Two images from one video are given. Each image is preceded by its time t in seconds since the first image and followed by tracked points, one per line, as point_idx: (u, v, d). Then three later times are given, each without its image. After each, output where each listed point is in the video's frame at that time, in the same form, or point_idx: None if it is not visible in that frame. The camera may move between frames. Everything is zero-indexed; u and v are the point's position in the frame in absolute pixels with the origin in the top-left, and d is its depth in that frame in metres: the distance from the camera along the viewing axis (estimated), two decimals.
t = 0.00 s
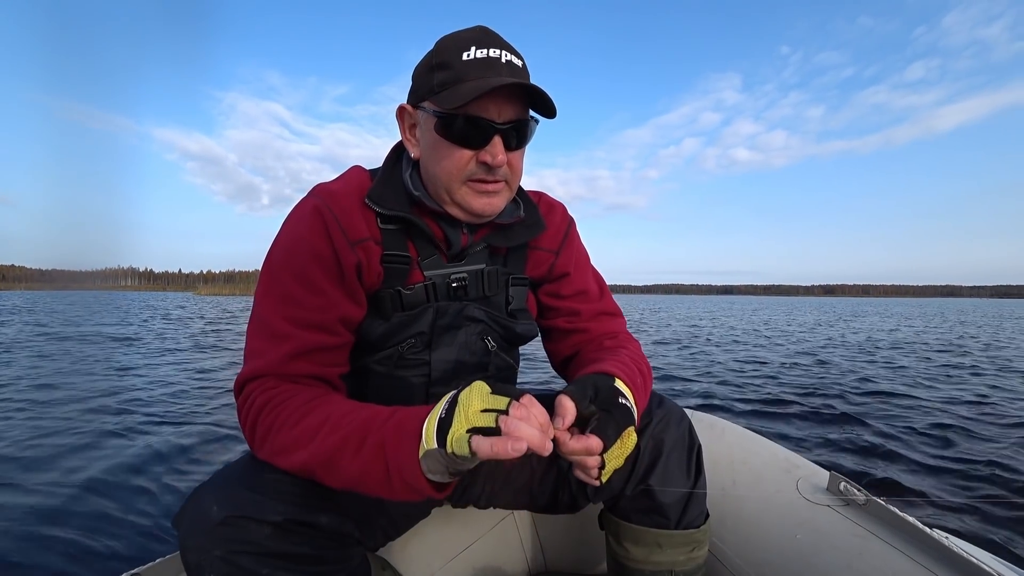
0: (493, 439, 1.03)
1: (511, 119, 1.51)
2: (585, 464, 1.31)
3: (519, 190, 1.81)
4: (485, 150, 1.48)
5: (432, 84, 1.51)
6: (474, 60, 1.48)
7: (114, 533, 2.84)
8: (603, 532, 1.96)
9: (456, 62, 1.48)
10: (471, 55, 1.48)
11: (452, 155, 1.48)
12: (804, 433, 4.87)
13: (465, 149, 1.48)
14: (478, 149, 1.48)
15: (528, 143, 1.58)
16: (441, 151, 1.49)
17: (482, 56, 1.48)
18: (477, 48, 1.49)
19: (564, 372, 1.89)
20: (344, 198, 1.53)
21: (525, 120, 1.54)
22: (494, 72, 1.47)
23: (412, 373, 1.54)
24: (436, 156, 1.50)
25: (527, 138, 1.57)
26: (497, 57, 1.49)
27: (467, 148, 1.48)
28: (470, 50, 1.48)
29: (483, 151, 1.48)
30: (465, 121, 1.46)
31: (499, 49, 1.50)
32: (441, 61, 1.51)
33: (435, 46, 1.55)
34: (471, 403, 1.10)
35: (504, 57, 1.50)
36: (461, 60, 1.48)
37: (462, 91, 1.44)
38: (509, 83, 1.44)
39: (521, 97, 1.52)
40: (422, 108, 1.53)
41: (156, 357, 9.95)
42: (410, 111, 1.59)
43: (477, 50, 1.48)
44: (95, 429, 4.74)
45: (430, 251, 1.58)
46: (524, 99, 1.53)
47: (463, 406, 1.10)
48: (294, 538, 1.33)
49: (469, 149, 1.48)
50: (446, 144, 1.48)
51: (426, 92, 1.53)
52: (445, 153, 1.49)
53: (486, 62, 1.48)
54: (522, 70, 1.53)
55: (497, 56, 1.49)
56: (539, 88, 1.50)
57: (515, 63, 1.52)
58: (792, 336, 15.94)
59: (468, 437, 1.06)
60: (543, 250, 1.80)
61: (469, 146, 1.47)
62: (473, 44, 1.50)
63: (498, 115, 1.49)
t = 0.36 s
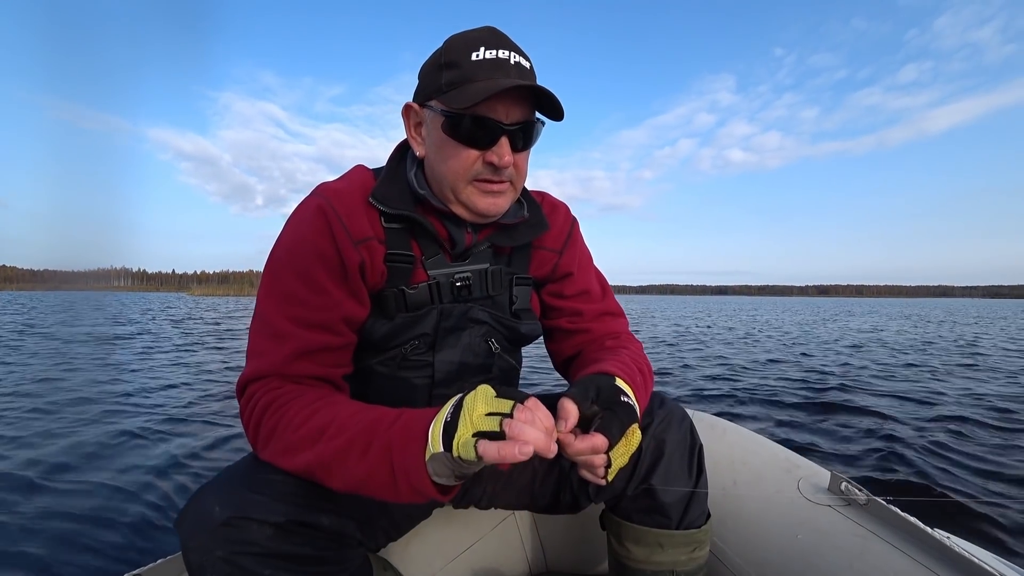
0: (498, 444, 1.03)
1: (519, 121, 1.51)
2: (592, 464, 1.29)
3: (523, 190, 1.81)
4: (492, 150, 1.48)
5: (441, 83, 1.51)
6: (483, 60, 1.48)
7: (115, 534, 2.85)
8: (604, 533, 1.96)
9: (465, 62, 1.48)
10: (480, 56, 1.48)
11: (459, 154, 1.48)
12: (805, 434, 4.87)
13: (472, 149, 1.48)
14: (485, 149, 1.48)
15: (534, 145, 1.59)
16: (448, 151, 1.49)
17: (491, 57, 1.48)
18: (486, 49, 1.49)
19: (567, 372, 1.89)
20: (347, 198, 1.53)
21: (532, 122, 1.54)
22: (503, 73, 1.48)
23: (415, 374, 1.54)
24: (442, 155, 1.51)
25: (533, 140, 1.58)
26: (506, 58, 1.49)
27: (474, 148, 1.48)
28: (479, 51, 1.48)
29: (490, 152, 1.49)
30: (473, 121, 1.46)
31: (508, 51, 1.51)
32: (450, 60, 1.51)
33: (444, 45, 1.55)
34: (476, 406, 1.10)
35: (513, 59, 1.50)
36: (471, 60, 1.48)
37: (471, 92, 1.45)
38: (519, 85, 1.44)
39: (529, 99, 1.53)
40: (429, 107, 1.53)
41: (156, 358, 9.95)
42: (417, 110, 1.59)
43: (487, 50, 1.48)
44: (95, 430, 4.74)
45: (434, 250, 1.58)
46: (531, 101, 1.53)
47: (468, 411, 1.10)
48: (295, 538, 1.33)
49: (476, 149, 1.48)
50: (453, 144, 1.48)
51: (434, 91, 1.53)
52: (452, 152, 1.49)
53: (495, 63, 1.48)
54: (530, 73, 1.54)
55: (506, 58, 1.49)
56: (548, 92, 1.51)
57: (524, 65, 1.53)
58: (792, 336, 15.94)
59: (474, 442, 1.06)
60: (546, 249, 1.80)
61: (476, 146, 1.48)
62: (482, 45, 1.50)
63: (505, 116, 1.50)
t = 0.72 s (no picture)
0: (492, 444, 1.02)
1: (517, 119, 1.52)
2: (593, 465, 1.29)
3: (521, 188, 1.81)
4: (490, 147, 1.48)
5: (440, 79, 1.51)
6: (483, 58, 1.48)
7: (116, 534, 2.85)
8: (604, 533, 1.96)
9: (465, 59, 1.48)
10: (480, 53, 1.48)
11: (456, 150, 1.48)
12: (804, 433, 4.87)
13: (469, 146, 1.48)
14: (483, 146, 1.48)
15: (532, 144, 1.59)
16: (445, 147, 1.49)
17: (491, 55, 1.48)
18: (486, 47, 1.49)
19: (566, 372, 1.89)
20: (344, 196, 1.53)
21: (531, 120, 1.55)
22: (503, 70, 1.48)
23: (413, 374, 1.54)
24: (440, 151, 1.50)
25: (531, 138, 1.58)
26: (506, 57, 1.49)
27: (471, 145, 1.48)
28: (479, 48, 1.48)
29: (488, 148, 1.49)
30: (471, 118, 1.46)
31: (508, 49, 1.51)
32: (450, 57, 1.50)
33: (444, 42, 1.55)
34: (472, 406, 1.10)
35: (513, 58, 1.50)
36: (470, 58, 1.48)
37: (470, 89, 1.45)
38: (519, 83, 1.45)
39: (528, 98, 1.53)
40: (428, 103, 1.53)
41: (157, 357, 9.95)
42: (416, 106, 1.59)
43: (487, 48, 1.48)
44: (96, 429, 4.74)
45: (431, 248, 1.58)
46: (530, 99, 1.54)
47: (464, 411, 1.10)
48: (294, 538, 1.33)
49: (473, 146, 1.48)
50: (451, 140, 1.48)
51: (433, 87, 1.53)
52: (449, 148, 1.49)
53: (495, 61, 1.48)
54: (529, 72, 1.54)
55: (506, 56, 1.49)
56: (548, 90, 1.51)
57: (523, 64, 1.53)
58: (793, 336, 15.93)
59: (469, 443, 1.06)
60: (545, 248, 1.80)
61: (473, 143, 1.48)
62: (483, 43, 1.50)
63: (504, 114, 1.50)
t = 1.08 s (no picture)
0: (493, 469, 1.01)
1: (517, 119, 1.52)
2: (616, 446, 1.26)
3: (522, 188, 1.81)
4: (490, 148, 1.48)
5: (440, 80, 1.51)
6: (482, 59, 1.48)
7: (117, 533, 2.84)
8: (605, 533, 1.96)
9: (466, 60, 1.48)
10: (480, 54, 1.48)
11: (457, 150, 1.48)
12: (803, 433, 4.87)
13: (470, 146, 1.48)
14: (483, 146, 1.48)
15: (532, 144, 1.59)
16: (446, 148, 1.49)
17: (491, 55, 1.48)
18: (486, 48, 1.49)
19: (566, 374, 1.89)
20: (344, 197, 1.53)
21: (531, 121, 1.55)
22: (503, 71, 1.48)
23: (414, 375, 1.54)
24: (441, 152, 1.50)
25: (531, 139, 1.58)
26: (505, 58, 1.49)
27: (472, 145, 1.48)
28: (479, 49, 1.48)
29: (488, 148, 1.48)
30: (472, 118, 1.46)
31: (508, 50, 1.51)
32: (450, 58, 1.50)
33: (444, 42, 1.55)
34: (472, 420, 1.10)
35: (513, 58, 1.50)
36: (471, 58, 1.48)
37: (470, 89, 1.45)
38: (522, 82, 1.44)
39: (528, 98, 1.53)
40: (429, 103, 1.53)
41: (157, 356, 9.95)
42: (416, 106, 1.59)
43: (486, 49, 1.48)
44: (96, 429, 4.73)
45: (431, 248, 1.58)
46: (530, 99, 1.54)
47: (464, 426, 1.09)
48: (294, 539, 1.33)
49: (474, 147, 1.48)
50: (451, 140, 1.48)
51: (433, 88, 1.53)
52: (450, 148, 1.49)
53: (495, 62, 1.48)
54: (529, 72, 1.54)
55: (506, 57, 1.49)
56: (548, 91, 1.50)
57: (523, 64, 1.53)
58: (793, 337, 15.93)
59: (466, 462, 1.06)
60: (546, 248, 1.80)
61: (474, 143, 1.48)
62: (482, 44, 1.50)
63: (504, 114, 1.50)
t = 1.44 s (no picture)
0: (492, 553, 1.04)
1: (528, 100, 1.58)
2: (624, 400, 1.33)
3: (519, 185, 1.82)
4: (514, 127, 1.52)
5: (450, 71, 1.51)
6: (488, 48, 1.52)
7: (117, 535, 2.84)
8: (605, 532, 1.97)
9: (473, 51, 1.51)
10: (484, 44, 1.52)
11: (485, 133, 1.49)
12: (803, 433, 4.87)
13: (496, 127, 1.50)
14: (506, 126, 1.50)
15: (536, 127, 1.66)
16: (469, 132, 1.49)
17: (495, 45, 1.52)
18: (487, 38, 1.53)
19: (564, 374, 1.88)
20: (341, 196, 1.53)
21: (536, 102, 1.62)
22: (511, 58, 1.53)
23: (412, 375, 1.53)
24: (467, 137, 1.50)
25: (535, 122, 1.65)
26: (507, 47, 1.55)
27: (498, 126, 1.50)
28: (482, 40, 1.52)
29: (513, 128, 1.52)
30: (494, 100, 1.48)
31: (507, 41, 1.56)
32: (453, 49, 1.51)
33: (439, 38, 1.55)
34: (472, 492, 1.07)
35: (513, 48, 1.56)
36: (477, 49, 1.51)
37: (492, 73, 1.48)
38: (535, 65, 1.50)
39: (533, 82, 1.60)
40: (442, 95, 1.52)
41: (156, 357, 9.94)
42: (418, 104, 1.55)
43: (488, 39, 1.53)
44: (96, 431, 4.72)
45: (429, 246, 1.58)
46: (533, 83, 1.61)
47: (464, 498, 1.07)
48: (293, 539, 1.32)
49: (500, 127, 1.50)
50: (478, 124, 1.49)
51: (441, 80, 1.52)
52: (478, 132, 1.49)
53: (500, 50, 1.53)
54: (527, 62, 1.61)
55: (508, 46, 1.55)
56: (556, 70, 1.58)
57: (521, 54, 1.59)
58: (793, 337, 15.94)
59: (469, 535, 1.07)
60: (544, 247, 1.80)
61: (497, 124, 1.49)
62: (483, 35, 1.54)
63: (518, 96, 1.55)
